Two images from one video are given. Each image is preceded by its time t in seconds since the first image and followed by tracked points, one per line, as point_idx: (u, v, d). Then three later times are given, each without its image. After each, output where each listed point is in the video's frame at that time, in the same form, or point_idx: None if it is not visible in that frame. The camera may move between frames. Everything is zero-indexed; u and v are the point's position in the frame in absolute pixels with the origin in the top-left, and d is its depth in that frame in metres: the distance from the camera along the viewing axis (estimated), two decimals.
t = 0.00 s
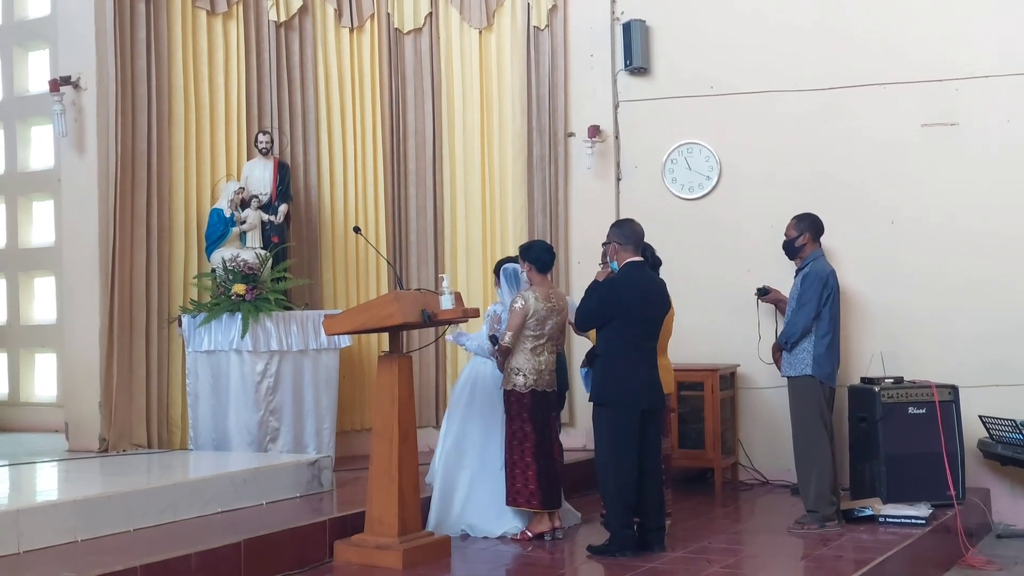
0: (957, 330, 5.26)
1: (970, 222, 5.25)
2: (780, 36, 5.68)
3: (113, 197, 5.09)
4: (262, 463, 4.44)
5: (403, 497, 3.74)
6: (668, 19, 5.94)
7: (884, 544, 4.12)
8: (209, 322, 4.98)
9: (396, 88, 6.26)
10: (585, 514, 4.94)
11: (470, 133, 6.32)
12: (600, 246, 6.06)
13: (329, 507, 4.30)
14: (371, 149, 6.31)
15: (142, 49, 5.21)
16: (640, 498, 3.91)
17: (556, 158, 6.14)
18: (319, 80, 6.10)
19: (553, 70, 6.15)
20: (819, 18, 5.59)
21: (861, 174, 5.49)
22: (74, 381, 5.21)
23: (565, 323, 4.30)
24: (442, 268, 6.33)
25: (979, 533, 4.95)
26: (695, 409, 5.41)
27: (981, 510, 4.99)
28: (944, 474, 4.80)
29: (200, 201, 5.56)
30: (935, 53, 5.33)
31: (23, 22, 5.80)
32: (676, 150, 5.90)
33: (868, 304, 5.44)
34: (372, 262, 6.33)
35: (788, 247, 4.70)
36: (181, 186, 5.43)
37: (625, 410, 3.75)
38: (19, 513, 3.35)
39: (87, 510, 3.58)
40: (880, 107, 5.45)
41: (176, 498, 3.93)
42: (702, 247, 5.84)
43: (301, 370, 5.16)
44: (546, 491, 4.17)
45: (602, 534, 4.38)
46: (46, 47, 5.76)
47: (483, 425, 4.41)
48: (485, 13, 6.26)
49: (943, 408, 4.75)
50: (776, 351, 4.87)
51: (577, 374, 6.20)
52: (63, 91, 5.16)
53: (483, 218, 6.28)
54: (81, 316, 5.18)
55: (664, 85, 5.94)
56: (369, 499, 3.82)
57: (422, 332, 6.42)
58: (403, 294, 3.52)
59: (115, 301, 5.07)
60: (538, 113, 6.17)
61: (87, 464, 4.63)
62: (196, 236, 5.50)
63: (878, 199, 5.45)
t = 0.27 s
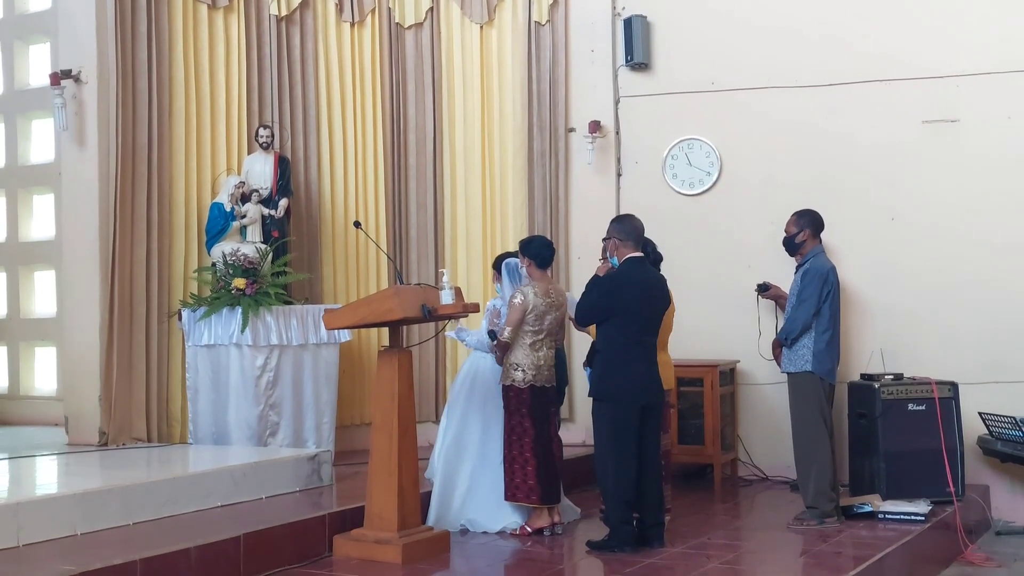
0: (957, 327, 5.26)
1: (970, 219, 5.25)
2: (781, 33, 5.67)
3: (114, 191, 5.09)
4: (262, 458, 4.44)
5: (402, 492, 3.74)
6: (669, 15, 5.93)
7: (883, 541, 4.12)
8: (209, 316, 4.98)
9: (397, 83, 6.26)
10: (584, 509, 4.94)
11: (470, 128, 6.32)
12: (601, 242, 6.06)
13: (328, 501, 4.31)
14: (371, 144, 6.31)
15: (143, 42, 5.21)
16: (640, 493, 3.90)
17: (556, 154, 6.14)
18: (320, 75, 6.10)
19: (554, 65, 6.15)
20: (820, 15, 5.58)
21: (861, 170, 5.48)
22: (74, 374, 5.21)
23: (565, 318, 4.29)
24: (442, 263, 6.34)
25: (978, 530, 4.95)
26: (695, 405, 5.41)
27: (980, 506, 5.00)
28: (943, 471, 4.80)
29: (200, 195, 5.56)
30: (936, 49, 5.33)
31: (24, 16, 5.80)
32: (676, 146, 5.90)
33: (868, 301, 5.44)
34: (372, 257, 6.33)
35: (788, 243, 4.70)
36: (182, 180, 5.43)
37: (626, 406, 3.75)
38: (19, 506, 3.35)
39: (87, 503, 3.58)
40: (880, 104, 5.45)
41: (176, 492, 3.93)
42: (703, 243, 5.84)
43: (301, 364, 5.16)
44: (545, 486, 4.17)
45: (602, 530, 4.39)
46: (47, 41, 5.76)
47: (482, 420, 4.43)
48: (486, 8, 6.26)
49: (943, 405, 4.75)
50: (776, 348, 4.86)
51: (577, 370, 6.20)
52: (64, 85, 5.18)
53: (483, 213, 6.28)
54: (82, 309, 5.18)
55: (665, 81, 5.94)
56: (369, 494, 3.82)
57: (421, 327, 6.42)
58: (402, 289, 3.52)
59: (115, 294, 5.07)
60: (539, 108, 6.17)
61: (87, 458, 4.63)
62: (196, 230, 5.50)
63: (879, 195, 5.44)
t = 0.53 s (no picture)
0: (957, 323, 5.27)
1: (970, 215, 5.25)
2: (781, 29, 5.67)
3: (114, 189, 5.08)
4: (262, 455, 4.44)
5: (402, 489, 3.74)
6: (669, 12, 5.93)
7: (883, 537, 4.12)
8: (209, 313, 4.98)
9: (397, 80, 6.26)
10: (584, 505, 4.94)
11: (470, 125, 6.32)
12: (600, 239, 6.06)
13: (328, 498, 4.31)
14: (370, 140, 6.31)
15: (143, 39, 5.20)
16: (640, 489, 3.90)
17: (556, 150, 6.14)
18: (320, 71, 6.09)
19: (554, 62, 6.14)
20: (819, 11, 5.58)
21: (861, 167, 5.49)
22: (74, 371, 5.21)
23: (564, 315, 4.29)
24: (442, 260, 6.34)
25: (977, 526, 4.96)
26: (694, 402, 5.42)
27: (979, 503, 5.00)
28: (943, 467, 4.80)
29: (199, 192, 5.55)
30: (936, 46, 5.33)
31: (23, 12, 5.79)
32: (676, 143, 5.90)
33: (867, 298, 5.45)
34: (372, 254, 6.33)
35: (788, 240, 4.70)
36: (181, 176, 5.43)
37: (626, 403, 3.75)
38: (19, 504, 3.35)
39: (87, 500, 3.58)
40: (880, 101, 5.45)
41: (176, 489, 3.93)
42: (703, 239, 5.84)
43: (300, 361, 5.16)
44: (545, 483, 4.17)
45: (602, 526, 4.39)
46: (46, 37, 5.76)
47: (481, 417, 4.42)
48: (485, 5, 6.26)
49: (942, 401, 4.75)
50: (775, 344, 4.87)
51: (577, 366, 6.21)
52: (63, 81, 5.17)
53: (483, 209, 6.28)
54: (81, 306, 5.18)
55: (665, 78, 5.94)
56: (369, 491, 3.83)
57: (421, 323, 6.42)
58: (403, 286, 3.51)
59: (114, 291, 5.07)
60: (539, 105, 6.16)
61: (87, 454, 4.63)
62: (195, 227, 5.50)
63: (878, 192, 5.44)
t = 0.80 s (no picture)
0: (957, 321, 5.26)
1: (970, 213, 5.25)
2: (781, 27, 5.67)
3: (114, 188, 5.08)
4: (262, 453, 4.44)
5: (402, 487, 3.74)
6: (669, 9, 5.93)
7: (883, 535, 4.12)
8: (209, 311, 4.98)
9: (397, 78, 6.26)
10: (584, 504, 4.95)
11: (470, 123, 6.32)
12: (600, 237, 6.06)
13: (328, 496, 4.31)
14: (370, 139, 6.31)
15: (143, 37, 5.20)
16: (639, 488, 3.90)
17: (556, 149, 6.14)
18: (320, 69, 6.10)
19: (553, 60, 6.15)
20: (819, 9, 5.58)
21: (861, 165, 5.48)
22: (75, 370, 5.21)
23: (564, 313, 4.29)
24: (442, 258, 6.34)
25: (978, 524, 4.96)
26: (695, 400, 5.42)
27: (980, 501, 5.00)
28: (943, 466, 4.80)
29: (199, 190, 5.56)
30: (936, 43, 5.33)
31: (24, 11, 5.79)
32: (676, 141, 5.89)
33: (868, 295, 5.44)
34: (372, 252, 6.33)
35: (788, 238, 4.70)
36: (181, 175, 5.43)
37: (625, 401, 3.75)
38: (19, 502, 3.35)
39: (87, 499, 3.58)
40: (880, 98, 5.45)
41: (176, 487, 3.93)
42: (703, 237, 5.84)
43: (300, 359, 5.16)
44: (545, 481, 4.17)
45: (602, 525, 4.39)
46: (46, 36, 5.76)
47: (481, 415, 4.42)
48: (485, 3, 6.26)
49: (942, 399, 4.75)
50: (775, 342, 4.87)
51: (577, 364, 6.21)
52: (63, 80, 5.18)
53: (483, 207, 6.28)
54: (82, 305, 5.18)
55: (665, 76, 5.94)
56: (369, 489, 3.83)
57: (421, 321, 6.42)
58: (403, 285, 3.51)
59: (114, 290, 5.07)
60: (538, 103, 6.16)
61: (88, 453, 4.63)
62: (195, 225, 5.50)
63: (879, 190, 5.44)
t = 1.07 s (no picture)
0: (957, 320, 5.27)
1: (970, 213, 5.25)
2: (781, 26, 5.68)
3: (114, 188, 5.08)
4: (262, 453, 4.44)
5: (402, 486, 3.74)
6: (669, 9, 5.93)
7: (883, 535, 4.12)
8: (209, 311, 4.98)
9: (397, 78, 6.27)
10: (584, 503, 4.95)
11: (470, 123, 6.32)
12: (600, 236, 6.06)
13: (328, 496, 4.31)
14: (370, 138, 6.32)
15: (143, 37, 5.20)
16: (639, 488, 3.90)
17: (556, 148, 6.14)
18: (320, 68, 6.10)
19: (553, 59, 6.15)
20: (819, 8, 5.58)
21: (861, 164, 5.49)
22: (74, 369, 5.21)
23: (564, 313, 4.30)
24: (442, 258, 6.34)
25: (977, 524, 4.96)
26: (694, 399, 5.42)
27: (980, 500, 5.00)
28: (943, 465, 4.80)
29: (199, 189, 5.56)
30: (935, 43, 5.33)
31: (24, 10, 5.79)
32: (676, 140, 5.90)
33: (867, 295, 5.45)
34: (372, 252, 6.33)
35: (788, 237, 4.71)
36: (181, 174, 5.43)
37: (625, 401, 3.75)
38: (19, 502, 3.35)
39: (87, 499, 3.58)
40: (880, 98, 5.45)
41: (176, 487, 3.93)
42: (703, 236, 5.84)
43: (300, 359, 5.16)
44: (545, 481, 4.17)
45: (602, 524, 4.39)
46: (46, 36, 5.76)
47: (481, 414, 4.42)
48: (485, 3, 6.26)
49: (942, 399, 4.75)
50: (775, 342, 4.87)
51: (577, 363, 6.21)
52: (63, 79, 5.17)
53: (483, 206, 6.28)
54: (81, 304, 5.18)
55: (665, 75, 5.94)
56: (369, 488, 3.83)
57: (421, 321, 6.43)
58: (404, 285, 3.50)
59: (114, 289, 5.07)
60: (538, 102, 6.16)
61: (88, 453, 4.63)
62: (195, 225, 5.50)
63: (878, 189, 5.44)
